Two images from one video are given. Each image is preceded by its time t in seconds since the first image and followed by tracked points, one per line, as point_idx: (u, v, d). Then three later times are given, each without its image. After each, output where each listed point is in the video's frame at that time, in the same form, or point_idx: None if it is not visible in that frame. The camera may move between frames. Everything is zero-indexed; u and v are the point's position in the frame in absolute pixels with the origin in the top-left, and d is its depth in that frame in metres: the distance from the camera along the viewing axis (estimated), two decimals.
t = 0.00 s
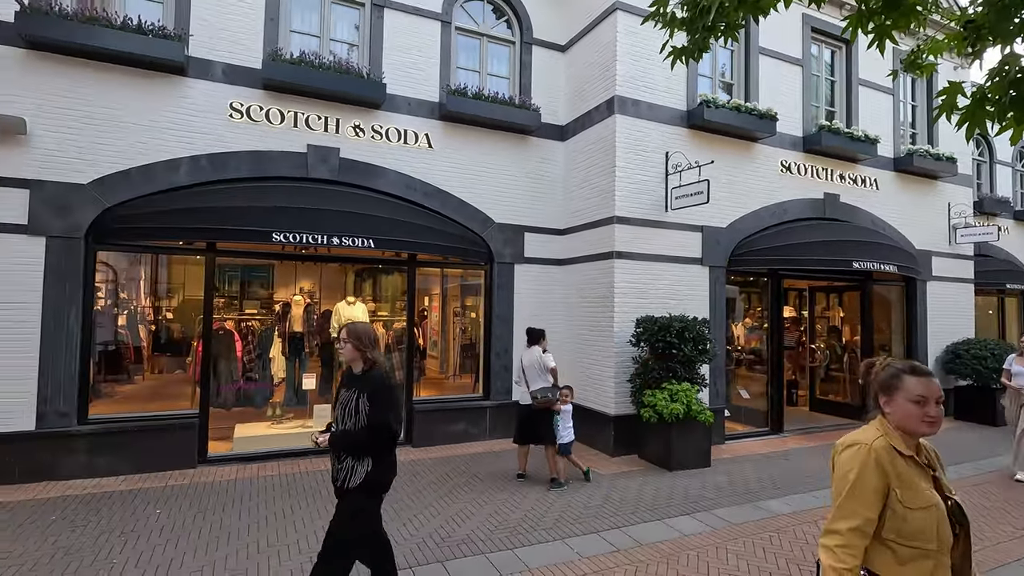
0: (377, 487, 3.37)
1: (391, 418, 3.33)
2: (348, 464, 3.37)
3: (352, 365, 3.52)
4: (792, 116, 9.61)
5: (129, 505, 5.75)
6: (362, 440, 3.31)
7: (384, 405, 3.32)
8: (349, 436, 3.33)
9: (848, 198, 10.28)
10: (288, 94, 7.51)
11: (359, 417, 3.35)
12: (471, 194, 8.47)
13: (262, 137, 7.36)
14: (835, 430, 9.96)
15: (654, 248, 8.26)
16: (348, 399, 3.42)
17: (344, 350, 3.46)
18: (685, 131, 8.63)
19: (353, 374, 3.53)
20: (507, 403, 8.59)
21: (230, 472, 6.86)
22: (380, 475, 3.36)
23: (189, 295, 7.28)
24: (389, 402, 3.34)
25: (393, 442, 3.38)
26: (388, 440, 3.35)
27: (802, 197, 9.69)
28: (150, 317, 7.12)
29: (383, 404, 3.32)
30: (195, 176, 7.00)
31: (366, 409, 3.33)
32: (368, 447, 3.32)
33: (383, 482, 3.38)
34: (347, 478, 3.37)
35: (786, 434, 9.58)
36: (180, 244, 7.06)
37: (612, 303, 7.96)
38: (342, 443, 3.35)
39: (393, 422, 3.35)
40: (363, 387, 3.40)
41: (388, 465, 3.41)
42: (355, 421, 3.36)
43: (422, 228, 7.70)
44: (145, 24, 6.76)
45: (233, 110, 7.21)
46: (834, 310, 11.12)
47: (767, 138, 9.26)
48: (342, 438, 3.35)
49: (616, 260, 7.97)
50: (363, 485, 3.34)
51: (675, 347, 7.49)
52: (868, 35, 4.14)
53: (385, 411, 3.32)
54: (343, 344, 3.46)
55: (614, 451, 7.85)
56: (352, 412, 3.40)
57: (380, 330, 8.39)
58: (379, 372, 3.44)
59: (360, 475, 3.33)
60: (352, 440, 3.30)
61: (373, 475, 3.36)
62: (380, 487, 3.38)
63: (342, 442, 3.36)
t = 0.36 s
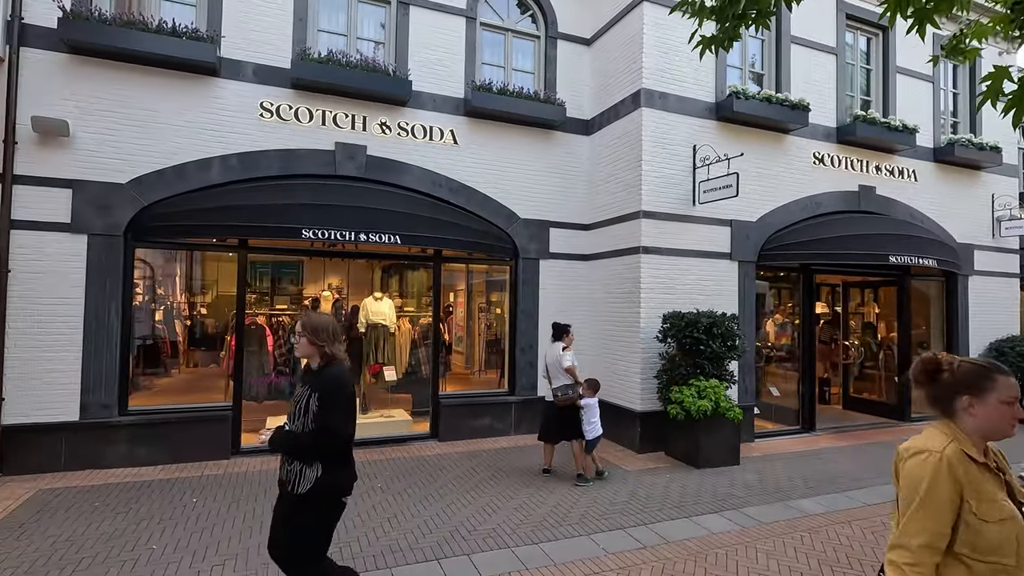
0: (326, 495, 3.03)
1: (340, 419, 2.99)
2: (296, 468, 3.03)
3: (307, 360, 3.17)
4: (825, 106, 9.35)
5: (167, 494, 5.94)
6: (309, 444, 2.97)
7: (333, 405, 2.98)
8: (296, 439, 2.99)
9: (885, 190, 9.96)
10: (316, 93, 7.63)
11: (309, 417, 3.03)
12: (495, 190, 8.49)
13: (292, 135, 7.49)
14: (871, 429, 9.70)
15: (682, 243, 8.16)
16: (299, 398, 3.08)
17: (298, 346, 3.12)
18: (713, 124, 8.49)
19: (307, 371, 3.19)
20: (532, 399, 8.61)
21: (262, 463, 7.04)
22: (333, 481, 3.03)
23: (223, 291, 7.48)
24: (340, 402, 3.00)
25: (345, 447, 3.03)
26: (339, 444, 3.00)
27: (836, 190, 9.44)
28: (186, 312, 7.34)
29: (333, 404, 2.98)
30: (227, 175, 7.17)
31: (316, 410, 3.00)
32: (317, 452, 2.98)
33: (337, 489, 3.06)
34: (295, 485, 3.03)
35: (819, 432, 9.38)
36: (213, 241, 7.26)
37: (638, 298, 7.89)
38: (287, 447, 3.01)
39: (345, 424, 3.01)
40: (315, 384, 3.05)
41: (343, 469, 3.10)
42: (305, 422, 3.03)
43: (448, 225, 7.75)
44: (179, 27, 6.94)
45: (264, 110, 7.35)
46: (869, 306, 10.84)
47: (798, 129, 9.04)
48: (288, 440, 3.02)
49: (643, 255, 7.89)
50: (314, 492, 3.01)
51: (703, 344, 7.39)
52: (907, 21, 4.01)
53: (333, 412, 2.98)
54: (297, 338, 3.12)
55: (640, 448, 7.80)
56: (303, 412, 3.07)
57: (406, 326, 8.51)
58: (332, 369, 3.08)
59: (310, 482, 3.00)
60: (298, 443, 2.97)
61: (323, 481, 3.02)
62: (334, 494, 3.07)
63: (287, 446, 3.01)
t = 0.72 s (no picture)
0: (275, 510, 2.71)
1: (280, 424, 2.59)
2: (240, 485, 2.68)
3: (240, 360, 2.78)
4: (853, 94, 9.09)
5: (190, 484, 6.00)
6: (250, 459, 2.60)
7: (270, 411, 2.58)
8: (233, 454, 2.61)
9: (915, 180, 9.67)
10: (335, 86, 7.62)
11: (246, 426, 2.64)
12: (514, 181, 8.41)
13: (311, 128, 7.49)
14: (900, 426, 9.45)
15: (704, 235, 8.00)
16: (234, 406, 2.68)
17: (227, 345, 2.73)
18: (737, 113, 8.30)
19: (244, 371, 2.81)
20: (551, 393, 8.54)
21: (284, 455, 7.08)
22: (283, 494, 2.71)
23: (244, 285, 7.52)
24: (280, 404, 2.61)
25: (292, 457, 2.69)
26: (284, 453, 2.63)
27: (864, 180, 9.18)
28: (209, 306, 7.40)
29: (272, 408, 2.58)
30: (248, 168, 7.20)
31: (253, 418, 2.60)
32: (260, 467, 2.61)
33: (289, 501, 2.74)
34: (239, 502, 2.70)
35: (845, 428, 9.16)
36: (234, 234, 7.31)
37: (659, 291, 7.77)
38: (225, 466, 2.62)
39: (286, 428, 2.62)
40: (248, 391, 2.64)
41: (293, 476, 2.78)
42: (241, 436, 2.65)
43: (467, 218, 7.70)
44: (200, 21, 6.97)
45: (283, 103, 7.36)
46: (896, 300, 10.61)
47: (825, 118, 8.81)
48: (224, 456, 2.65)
49: (664, 247, 7.75)
50: (263, 510, 2.69)
51: (726, 338, 7.25)
52: None
53: (272, 418, 2.58)
54: (226, 334, 2.73)
55: (661, 443, 7.69)
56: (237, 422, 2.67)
57: (424, 319, 8.50)
58: (269, 366, 2.68)
59: (257, 498, 2.68)
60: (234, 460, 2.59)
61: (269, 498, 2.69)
62: (286, 507, 2.75)
63: (225, 464, 2.63)
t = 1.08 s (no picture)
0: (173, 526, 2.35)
1: (185, 424, 2.21)
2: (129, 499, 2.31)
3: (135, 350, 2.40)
4: (875, 78, 8.80)
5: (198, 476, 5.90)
6: (146, 465, 2.21)
7: (174, 409, 2.20)
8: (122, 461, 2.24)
9: (939, 167, 9.37)
10: (343, 71, 7.44)
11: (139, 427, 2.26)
12: (525, 169, 8.22)
13: (318, 115, 7.33)
14: (920, 420, 9.21)
15: (721, 223, 7.78)
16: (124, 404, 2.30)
17: (116, 328, 2.34)
18: (755, 98, 8.05)
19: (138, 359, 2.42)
20: (563, 385, 8.39)
21: (293, 447, 6.98)
22: (182, 507, 2.34)
23: (253, 277, 7.38)
24: (185, 401, 2.23)
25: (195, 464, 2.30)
26: (189, 459, 2.25)
27: (886, 167, 8.90)
28: (218, 298, 7.33)
29: (171, 403, 2.20)
30: (255, 156, 7.05)
31: (153, 416, 2.22)
32: (161, 477, 2.22)
33: (191, 516, 2.37)
34: (127, 516, 2.33)
35: (864, 422, 8.94)
36: (242, 223, 7.17)
37: (674, 281, 7.57)
38: (114, 472, 2.25)
39: (193, 428, 2.24)
40: (144, 385, 2.26)
41: (196, 486, 2.40)
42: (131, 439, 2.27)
43: (477, 206, 7.52)
44: (205, 6, 6.81)
45: (290, 89, 7.20)
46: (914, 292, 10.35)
47: (846, 103, 8.53)
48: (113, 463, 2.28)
49: (680, 236, 7.54)
50: (158, 527, 2.32)
51: (745, 329, 7.04)
52: None
53: (173, 416, 2.20)
54: (113, 315, 2.34)
55: (676, 437, 7.51)
56: (134, 419, 2.28)
57: (434, 311, 8.37)
58: (172, 355, 2.30)
59: (147, 512, 2.31)
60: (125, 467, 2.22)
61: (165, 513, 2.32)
62: (186, 523, 2.37)
63: (117, 469, 2.24)
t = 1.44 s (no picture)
0: None
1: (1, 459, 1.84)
2: None
3: None
4: (875, 66, 8.65)
5: (180, 474, 5.66)
6: None
7: None
8: None
9: (937, 156, 9.26)
10: (331, 54, 7.17)
11: None
12: (520, 157, 8.00)
13: (306, 99, 7.06)
14: (917, 412, 9.14)
15: (720, 212, 7.61)
16: None
17: None
18: (755, 84, 7.87)
19: None
20: (558, 378, 8.20)
21: (281, 442, 6.75)
22: None
23: (240, 270, 7.11)
24: None
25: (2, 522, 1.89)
26: None
27: (885, 155, 8.77)
28: (205, 290, 7.06)
29: None
30: (239, 141, 6.78)
31: None
32: None
33: None
34: None
35: (861, 414, 8.85)
36: (227, 212, 6.90)
37: (672, 271, 7.39)
38: None
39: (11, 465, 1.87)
40: None
41: None
42: None
43: (470, 194, 7.29)
44: None
45: (276, 72, 6.92)
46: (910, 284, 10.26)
47: (846, 90, 8.37)
48: None
49: (678, 225, 7.37)
50: None
51: (745, 320, 6.88)
52: None
53: None
54: None
55: (674, 430, 7.36)
56: None
57: (426, 303, 8.16)
58: None
59: None
60: None
61: None
62: None
63: None
